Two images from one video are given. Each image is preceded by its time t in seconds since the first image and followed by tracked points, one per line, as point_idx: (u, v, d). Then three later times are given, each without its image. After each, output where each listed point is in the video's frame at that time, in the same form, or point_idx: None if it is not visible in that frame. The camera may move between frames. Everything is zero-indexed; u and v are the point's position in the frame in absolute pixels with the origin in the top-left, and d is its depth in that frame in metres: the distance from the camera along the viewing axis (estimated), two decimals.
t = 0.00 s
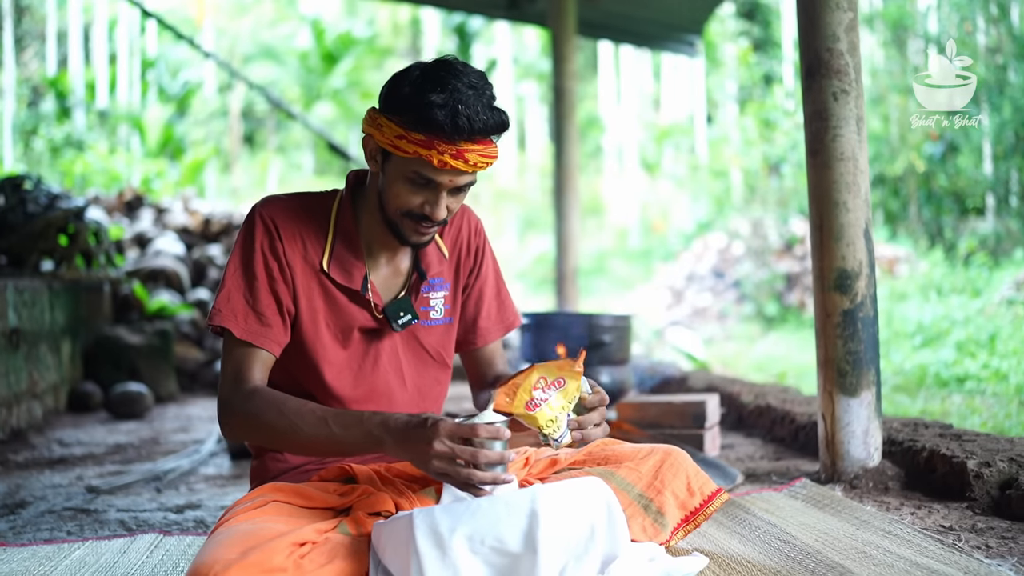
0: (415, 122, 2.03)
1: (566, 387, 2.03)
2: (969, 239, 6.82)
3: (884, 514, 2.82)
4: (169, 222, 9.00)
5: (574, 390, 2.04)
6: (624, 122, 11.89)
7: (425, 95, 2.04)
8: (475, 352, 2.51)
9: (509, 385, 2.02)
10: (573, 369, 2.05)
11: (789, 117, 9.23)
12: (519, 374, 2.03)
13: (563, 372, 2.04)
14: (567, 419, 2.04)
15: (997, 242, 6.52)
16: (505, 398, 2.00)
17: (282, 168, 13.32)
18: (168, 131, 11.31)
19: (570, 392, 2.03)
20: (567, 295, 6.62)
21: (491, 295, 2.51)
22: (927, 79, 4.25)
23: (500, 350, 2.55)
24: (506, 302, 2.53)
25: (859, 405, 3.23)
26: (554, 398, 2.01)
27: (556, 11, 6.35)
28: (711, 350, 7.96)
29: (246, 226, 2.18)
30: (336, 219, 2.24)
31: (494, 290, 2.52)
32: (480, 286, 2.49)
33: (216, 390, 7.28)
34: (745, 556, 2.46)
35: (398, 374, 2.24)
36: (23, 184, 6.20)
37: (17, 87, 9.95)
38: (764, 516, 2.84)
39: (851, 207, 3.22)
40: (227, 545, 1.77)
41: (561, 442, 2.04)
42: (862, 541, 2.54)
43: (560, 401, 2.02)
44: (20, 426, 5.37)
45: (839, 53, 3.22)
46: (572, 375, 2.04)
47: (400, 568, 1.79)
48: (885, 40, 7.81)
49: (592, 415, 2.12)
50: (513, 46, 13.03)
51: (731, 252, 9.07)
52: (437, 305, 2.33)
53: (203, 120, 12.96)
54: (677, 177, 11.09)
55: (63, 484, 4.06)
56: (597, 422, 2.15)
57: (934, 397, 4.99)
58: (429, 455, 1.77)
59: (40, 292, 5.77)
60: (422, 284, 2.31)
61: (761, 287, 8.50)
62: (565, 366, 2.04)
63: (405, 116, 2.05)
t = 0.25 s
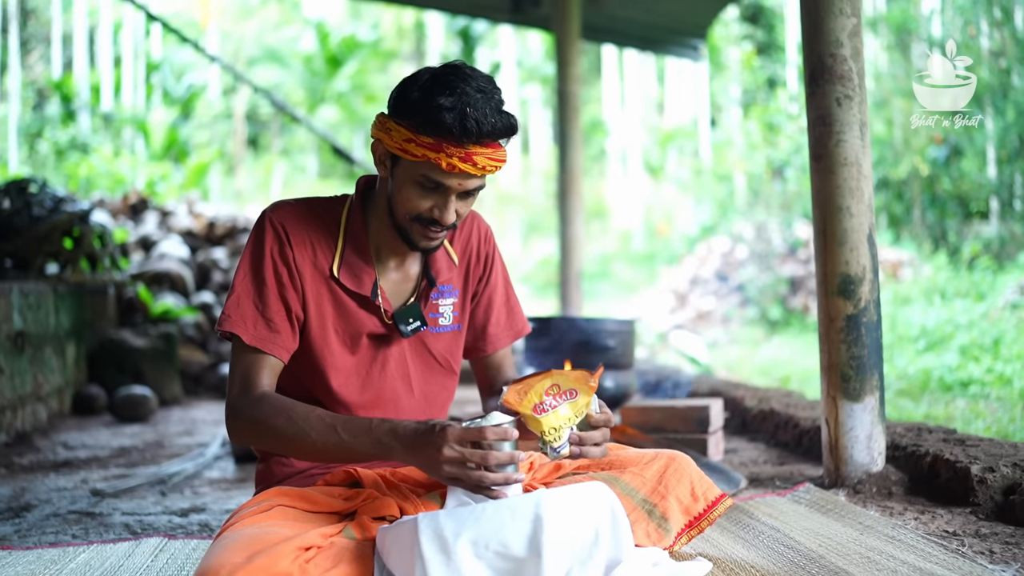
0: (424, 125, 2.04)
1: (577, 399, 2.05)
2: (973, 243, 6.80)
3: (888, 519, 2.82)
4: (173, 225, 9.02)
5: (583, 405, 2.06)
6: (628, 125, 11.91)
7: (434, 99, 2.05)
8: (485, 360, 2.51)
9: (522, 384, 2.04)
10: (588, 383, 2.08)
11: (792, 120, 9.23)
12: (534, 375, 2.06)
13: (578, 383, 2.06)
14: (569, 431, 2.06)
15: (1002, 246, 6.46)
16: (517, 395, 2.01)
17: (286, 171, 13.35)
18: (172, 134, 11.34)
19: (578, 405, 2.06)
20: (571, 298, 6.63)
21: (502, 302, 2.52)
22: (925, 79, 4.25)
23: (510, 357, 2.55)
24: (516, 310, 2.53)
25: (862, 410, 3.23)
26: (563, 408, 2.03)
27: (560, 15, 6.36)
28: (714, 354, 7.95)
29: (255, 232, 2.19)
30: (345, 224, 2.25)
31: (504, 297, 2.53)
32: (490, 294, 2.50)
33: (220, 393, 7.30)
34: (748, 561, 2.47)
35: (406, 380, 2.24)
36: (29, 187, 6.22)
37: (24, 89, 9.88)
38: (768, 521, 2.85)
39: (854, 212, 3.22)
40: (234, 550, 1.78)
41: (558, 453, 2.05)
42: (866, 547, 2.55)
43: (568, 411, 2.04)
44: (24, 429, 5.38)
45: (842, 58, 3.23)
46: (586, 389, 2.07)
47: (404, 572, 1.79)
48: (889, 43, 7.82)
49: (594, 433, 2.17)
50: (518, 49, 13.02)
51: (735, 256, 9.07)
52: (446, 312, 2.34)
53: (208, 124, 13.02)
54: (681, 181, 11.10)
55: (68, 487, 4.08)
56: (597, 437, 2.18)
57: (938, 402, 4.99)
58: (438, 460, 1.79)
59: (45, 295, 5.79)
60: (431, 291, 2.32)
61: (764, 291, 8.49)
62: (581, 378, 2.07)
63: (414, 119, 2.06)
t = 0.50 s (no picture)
0: (433, 127, 2.04)
1: (579, 408, 2.02)
2: (975, 246, 6.80)
3: (889, 522, 2.82)
4: (177, 228, 9.05)
5: (585, 416, 2.03)
6: (631, 129, 11.94)
7: (442, 99, 2.06)
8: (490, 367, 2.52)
9: (526, 385, 1.99)
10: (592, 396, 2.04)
11: (795, 123, 9.26)
12: (540, 378, 2.01)
13: (583, 393, 2.02)
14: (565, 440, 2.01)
15: (1004, 250, 6.50)
16: (520, 395, 1.97)
17: (289, 174, 13.40)
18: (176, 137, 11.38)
19: (579, 414, 2.02)
20: (574, 301, 6.63)
21: (509, 309, 2.52)
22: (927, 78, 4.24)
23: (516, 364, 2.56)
24: (523, 317, 2.54)
25: (865, 414, 3.23)
26: (565, 415, 1.99)
27: (564, 19, 6.37)
28: (716, 357, 7.95)
29: (264, 233, 2.20)
30: (354, 227, 2.26)
31: (511, 305, 2.53)
32: (498, 300, 2.50)
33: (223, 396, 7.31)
34: (750, 564, 2.47)
35: (412, 385, 2.25)
36: (33, 191, 6.24)
37: (28, 91, 9.93)
38: (771, 524, 2.85)
39: (857, 216, 3.23)
40: (238, 552, 1.78)
41: (551, 462, 2.00)
42: (867, 549, 2.55)
43: (569, 420, 2.00)
44: (28, 432, 5.39)
45: (845, 62, 3.24)
46: (589, 401, 2.02)
47: None
48: (892, 46, 7.86)
49: (592, 446, 2.08)
50: (521, 53, 13.20)
51: (738, 259, 9.08)
52: (453, 317, 2.34)
53: (211, 126, 13.14)
54: (684, 185, 11.12)
55: (72, 489, 4.09)
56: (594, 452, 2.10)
57: (940, 405, 4.99)
58: (444, 463, 1.80)
59: (49, 297, 5.81)
60: (438, 296, 2.32)
61: (767, 294, 8.50)
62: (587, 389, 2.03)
63: (423, 120, 2.07)
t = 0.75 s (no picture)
0: (440, 130, 2.04)
1: (585, 413, 2.05)
2: (974, 247, 6.80)
3: (887, 524, 2.82)
4: (175, 229, 9.05)
5: (590, 421, 2.06)
6: (630, 130, 11.95)
7: (448, 104, 2.06)
8: (488, 372, 2.51)
9: (534, 387, 2.05)
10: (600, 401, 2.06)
11: (794, 125, 9.27)
12: (549, 382, 2.06)
13: (590, 399, 2.05)
14: (570, 443, 2.05)
15: (1002, 251, 6.51)
16: (527, 396, 2.02)
17: (287, 174, 13.41)
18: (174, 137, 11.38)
19: (584, 419, 2.06)
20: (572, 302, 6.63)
21: (508, 315, 2.52)
22: (927, 79, 4.28)
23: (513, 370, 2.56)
24: (522, 323, 2.54)
25: (863, 415, 3.23)
26: (569, 419, 2.03)
27: (563, 19, 6.36)
28: (715, 358, 7.95)
29: (266, 232, 2.19)
30: (356, 228, 2.25)
31: (510, 311, 2.53)
32: (497, 306, 2.50)
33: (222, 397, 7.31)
34: (748, 565, 2.47)
35: (411, 387, 2.24)
36: (32, 191, 6.24)
37: (26, 91, 9.67)
38: (768, 525, 2.85)
39: (855, 217, 3.23)
40: (236, 554, 1.78)
41: (554, 465, 2.04)
42: (865, 551, 2.55)
43: (574, 424, 2.04)
44: (27, 432, 5.39)
45: (843, 64, 3.24)
46: (596, 407, 2.05)
47: None
48: (891, 48, 7.90)
49: (594, 452, 2.09)
50: (521, 54, 13.21)
51: (736, 260, 9.08)
52: (452, 321, 2.34)
53: (210, 126, 13.13)
54: (683, 186, 11.12)
55: (70, 490, 4.09)
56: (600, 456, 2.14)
57: (939, 406, 4.99)
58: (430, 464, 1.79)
59: (47, 298, 5.80)
60: (440, 300, 2.32)
61: (766, 295, 8.49)
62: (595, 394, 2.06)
63: (429, 125, 2.06)
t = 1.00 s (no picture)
0: (459, 136, 2.04)
1: (599, 426, 2.06)
2: (973, 250, 6.81)
3: (887, 528, 2.82)
4: (175, 231, 9.05)
5: (604, 433, 2.07)
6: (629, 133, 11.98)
7: (467, 110, 2.06)
8: (487, 381, 2.50)
9: (552, 401, 2.07)
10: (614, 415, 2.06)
11: (793, 128, 9.29)
12: (565, 396, 2.08)
13: (606, 412, 2.06)
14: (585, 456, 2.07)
15: (1001, 254, 6.53)
16: (545, 410, 2.05)
17: (286, 177, 13.43)
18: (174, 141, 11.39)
19: (599, 431, 2.07)
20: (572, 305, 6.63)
21: (509, 326, 2.51)
22: (926, 79, 4.28)
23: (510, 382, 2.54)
24: (522, 335, 2.53)
25: (862, 419, 3.24)
26: (584, 432, 2.05)
27: (562, 23, 6.37)
28: (715, 361, 7.95)
29: (273, 229, 2.17)
30: (363, 229, 2.23)
31: (511, 322, 2.52)
32: (498, 316, 2.49)
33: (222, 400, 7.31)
34: (747, 569, 2.48)
35: (411, 393, 2.22)
36: (32, 194, 6.25)
37: (26, 95, 9.92)
38: (768, 529, 2.85)
39: (854, 221, 3.24)
40: (235, 558, 1.78)
41: (569, 476, 2.07)
42: (865, 555, 2.55)
43: (588, 436, 2.05)
44: (26, 435, 5.39)
45: (842, 68, 3.25)
46: (610, 420, 2.06)
47: None
48: (889, 52, 7.95)
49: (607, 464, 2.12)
50: (520, 57, 13.22)
51: (735, 263, 9.09)
52: (454, 329, 2.32)
53: (210, 130, 13.12)
54: (682, 189, 11.13)
55: (69, 493, 4.09)
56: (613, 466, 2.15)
57: (938, 409, 4.99)
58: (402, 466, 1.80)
59: (47, 301, 5.81)
60: (444, 307, 2.30)
61: (765, 298, 8.50)
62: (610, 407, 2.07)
63: (448, 130, 2.06)
